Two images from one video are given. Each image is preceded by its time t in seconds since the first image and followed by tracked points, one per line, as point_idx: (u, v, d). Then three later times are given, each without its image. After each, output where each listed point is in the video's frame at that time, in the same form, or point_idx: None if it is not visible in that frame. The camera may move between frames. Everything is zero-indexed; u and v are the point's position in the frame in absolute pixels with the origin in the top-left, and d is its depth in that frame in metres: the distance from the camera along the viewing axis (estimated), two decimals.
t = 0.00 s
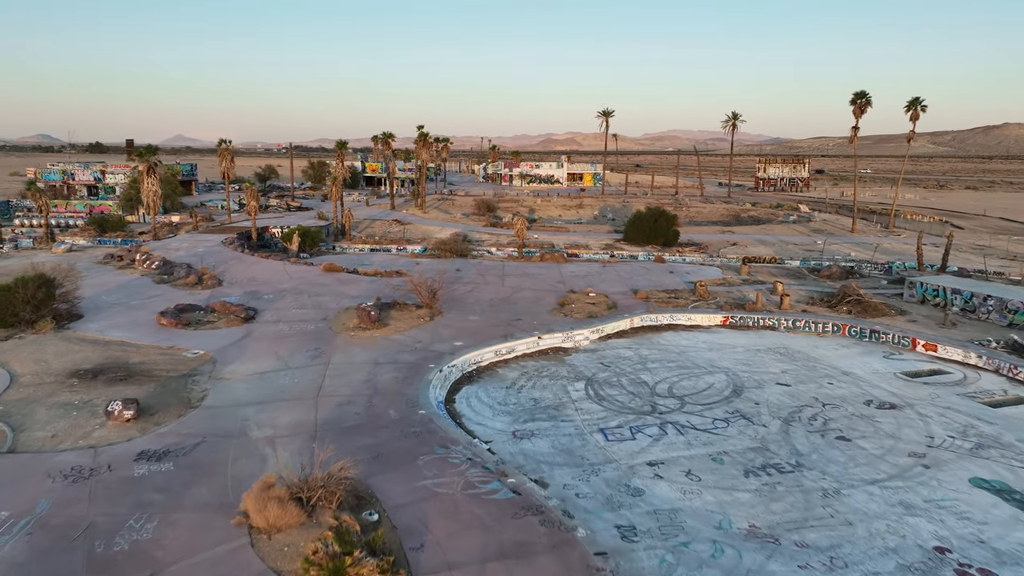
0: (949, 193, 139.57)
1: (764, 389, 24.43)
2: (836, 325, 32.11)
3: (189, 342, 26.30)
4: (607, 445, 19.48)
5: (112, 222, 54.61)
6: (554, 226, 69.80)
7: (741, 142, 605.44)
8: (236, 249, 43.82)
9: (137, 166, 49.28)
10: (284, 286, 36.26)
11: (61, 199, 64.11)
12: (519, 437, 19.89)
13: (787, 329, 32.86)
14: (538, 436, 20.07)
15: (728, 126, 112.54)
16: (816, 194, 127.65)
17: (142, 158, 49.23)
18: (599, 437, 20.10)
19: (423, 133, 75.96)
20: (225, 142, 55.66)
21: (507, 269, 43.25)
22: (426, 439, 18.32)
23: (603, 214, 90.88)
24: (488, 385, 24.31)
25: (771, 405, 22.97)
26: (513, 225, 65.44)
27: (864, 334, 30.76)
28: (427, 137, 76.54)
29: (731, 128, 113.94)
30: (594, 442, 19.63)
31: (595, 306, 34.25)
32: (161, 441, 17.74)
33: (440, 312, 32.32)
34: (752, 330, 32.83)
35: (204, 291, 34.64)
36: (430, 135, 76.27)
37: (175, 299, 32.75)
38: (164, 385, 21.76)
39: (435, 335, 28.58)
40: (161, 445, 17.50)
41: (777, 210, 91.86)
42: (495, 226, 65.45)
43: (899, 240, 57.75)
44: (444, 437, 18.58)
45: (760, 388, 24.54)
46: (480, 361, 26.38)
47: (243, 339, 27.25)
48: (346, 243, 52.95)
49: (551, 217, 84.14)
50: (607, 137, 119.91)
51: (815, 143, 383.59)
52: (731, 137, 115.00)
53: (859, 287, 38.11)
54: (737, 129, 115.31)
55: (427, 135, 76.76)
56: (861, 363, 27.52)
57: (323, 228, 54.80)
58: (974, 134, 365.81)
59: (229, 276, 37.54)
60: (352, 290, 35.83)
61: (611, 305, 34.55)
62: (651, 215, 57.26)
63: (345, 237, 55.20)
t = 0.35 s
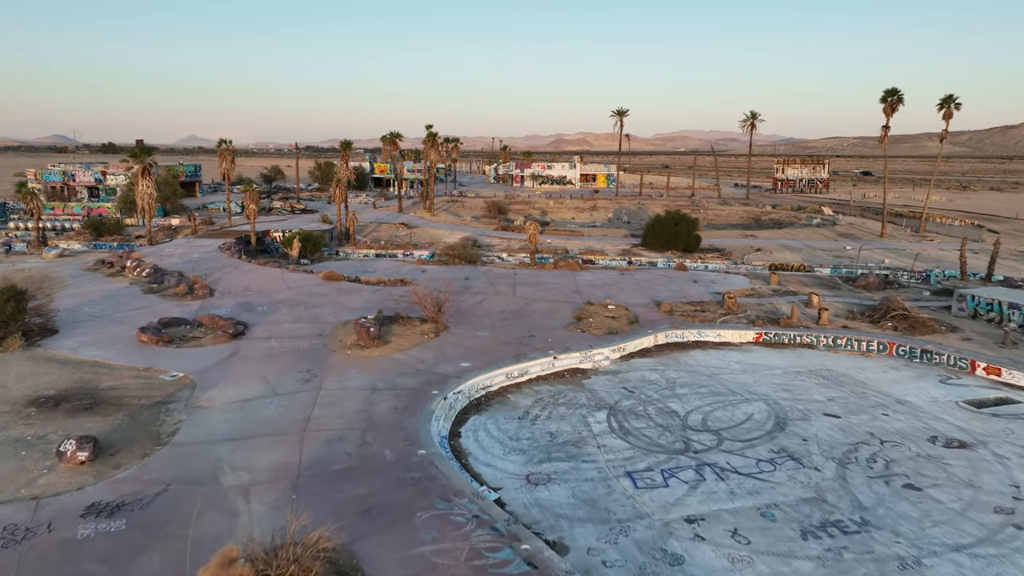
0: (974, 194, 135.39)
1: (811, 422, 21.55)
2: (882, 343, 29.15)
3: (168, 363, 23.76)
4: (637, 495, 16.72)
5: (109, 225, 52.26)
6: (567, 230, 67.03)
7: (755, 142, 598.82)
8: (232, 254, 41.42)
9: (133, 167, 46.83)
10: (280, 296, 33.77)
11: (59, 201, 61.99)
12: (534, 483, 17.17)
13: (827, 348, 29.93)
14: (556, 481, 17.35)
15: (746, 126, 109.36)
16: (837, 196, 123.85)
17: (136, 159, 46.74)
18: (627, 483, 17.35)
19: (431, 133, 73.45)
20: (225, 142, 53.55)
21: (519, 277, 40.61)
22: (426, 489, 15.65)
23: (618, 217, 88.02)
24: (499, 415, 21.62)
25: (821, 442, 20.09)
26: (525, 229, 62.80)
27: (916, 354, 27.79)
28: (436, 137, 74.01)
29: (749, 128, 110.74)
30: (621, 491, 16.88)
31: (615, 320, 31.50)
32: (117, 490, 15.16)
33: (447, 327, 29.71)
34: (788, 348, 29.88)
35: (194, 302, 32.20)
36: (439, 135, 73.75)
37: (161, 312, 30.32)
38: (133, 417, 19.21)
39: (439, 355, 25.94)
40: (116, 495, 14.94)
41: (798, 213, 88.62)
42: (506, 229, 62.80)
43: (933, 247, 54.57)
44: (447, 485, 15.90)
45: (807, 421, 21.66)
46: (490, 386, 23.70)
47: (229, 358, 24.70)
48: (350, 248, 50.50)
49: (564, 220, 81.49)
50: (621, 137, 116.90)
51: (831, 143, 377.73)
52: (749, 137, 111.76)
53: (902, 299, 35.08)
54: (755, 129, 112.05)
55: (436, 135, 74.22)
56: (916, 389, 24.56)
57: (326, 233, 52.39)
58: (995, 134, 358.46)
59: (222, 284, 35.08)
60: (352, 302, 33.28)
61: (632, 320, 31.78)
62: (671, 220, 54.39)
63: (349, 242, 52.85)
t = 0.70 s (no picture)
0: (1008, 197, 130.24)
1: (875, 466, 18.61)
2: (943, 367, 26.05)
3: (148, 386, 21.40)
4: (680, 564, 13.97)
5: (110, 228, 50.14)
6: (585, 234, 64.17)
7: (775, 142, 590.22)
8: (232, 261, 39.13)
9: (132, 168, 44.44)
10: (279, 308, 31.36)
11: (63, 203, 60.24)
12: (556, 546, 14.48)
13: (880, 371, 26.88)
14: (582, 542, 14.64)
15: (771, 125, 105.57)
16: (865, 198, 119.54)
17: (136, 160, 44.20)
18: (666, 546, 14.60)
19: (445, 133, 70.96)
20: (229, 142, 51.52)
21: (536, 287, 37.93)
22: (427, 558, 13.03)
23: (638, 220, 84.96)
24: (514, 453, 18.95)
25: (893, 493, 17.14)
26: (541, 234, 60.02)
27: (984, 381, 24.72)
28: (449, 137, 71.50)
29: (773, 128, 106.98)
30: (659, 558, 14.14)
31: (642, 338, 28.75)
32: (59, 556, 12.71)
33: (457, 344, 27.15)
34: (836, 372, 26.82)
35: (186, 314, 29.85)
36: (453, 135, 71.23)
37: (149, 325, 27.99)
38: (95, 456, 16.77)
39: (448, 379, 23.30)
40: (56, 564, 12.48)
41: (826, 217, 84.91)
42: (521, 234, 60.07)
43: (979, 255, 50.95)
44: (453, 553, 13.25)
45: (871, 465, 18.69)
46: (504, 417, 21.05)
47: (216, 381, 22.29)
48: (358, 254, 48.08)
49: (581, 223, 78.63)
50: (640, 137, 113.64)
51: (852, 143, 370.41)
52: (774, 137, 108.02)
53: (960, 315, 31.86)
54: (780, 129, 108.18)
55: (449, 134, 71.71)
56: (992, 424, 21.50)
57: (334, 237, 50.05)
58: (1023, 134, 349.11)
59: (218, 294, 32.73)
60: (356, 315, 30.77)
61: (661, 338, 28.94)
62: (696, 225, 51.36)
63: (358, 246, 50.54)
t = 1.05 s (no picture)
0: None
1: (966, 528, 15.58)
2: (1023, 398, 22.93)
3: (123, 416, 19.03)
4: None
5: (113, 232, 48.28)
6: (607, 239, 61.28)
7: (797, 142, 580.30)
8: (234, 268, 36.91)
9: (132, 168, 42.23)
10: (278, 322, 28.98)
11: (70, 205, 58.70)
12: None
13: (947, 402, 23.74)
14: None
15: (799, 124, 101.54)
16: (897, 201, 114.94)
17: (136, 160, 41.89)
18: None
19: (461, 133, 68.46)
20: (236, 142, 49.42)
21: (557, 299, 35.21)
22: None
23: (660, 224, 81.82)
24: (534, 505, 16.25)
25: (994, 567, 14.12)
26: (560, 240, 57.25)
27: None
28: (465, 137, 68.97)
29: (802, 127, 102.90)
30: None
31: (675, 361, 25.94)
32: None
33: (471, 367, 24.53)
34: (897, 401, 23.74)
35: (178, 328, 27.61)
36: (469, 135, 68.71)
37: (137, 341, 25.78)
38: (45, 509, 14.45)
39: (459, 410, 20.64)
40: None
41: (860, 222, 80.98)
42: (540, 239, 57.34)
43: None
44: None
45: (961, 527, 15.66)
46: (522, 457, 18.34)
47: (200, 409, 19.87)
48: (368, 260, 45.70)
49: (602, 227, 75.66)
50: (663, 137, 110.29)
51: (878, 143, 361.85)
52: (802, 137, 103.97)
53: None
54: (809, 128, 104.01)
55: (466, 135, 69.20)
56: None
57: (344, 243, 47.74)
58: None
59: (215, 306, 30.47)
60: (361, 331, 28.26)
61: (696, 362, 26.06)
62: (727, 231, 48.21)
63: (369, 252, 48.23)
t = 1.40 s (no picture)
0: None
1: None
2: None
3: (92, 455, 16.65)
4: None
5: (119, 236, 46.51)
6: (633, 244, 58.28)
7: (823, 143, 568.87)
8: (238, 276, 34.76)
9: (136, 170, 40.15)
10: (280, 338, 26.62)
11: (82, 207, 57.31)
12: None
13: None
14: None
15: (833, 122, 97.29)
16: (935, 203, 109.96)
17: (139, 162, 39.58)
18: None
19: (480, 133, 65.93)
20: (246, 143, 47.42)
21: (583, 314, 32.43)
22: None
23: (687, 228, 78.58)
24: None
25: None
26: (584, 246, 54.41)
27: None
28: (485, 137, 66.42)
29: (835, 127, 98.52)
30: None
31: (719, 389, 23.04)
32: None
33: (488, 395, 21.89)
34: (979, 441, 20.56)
35: (171, 344, 25.38)
36: (489, 135, 66.15)
37: (124, 360, 23.57)
38: None
39: (474, 449, 17.99)
40: None
41: (899, 226, 76.80)
42: (562, 244, 54.53)
43: None
44: None
45: None
46: (548, 513, 15.60)
47: (181, 447, 17.45)
48: (382, 267, 43.32)
49: (627, 231, 72.60)
50: (689, 137, 106.68)
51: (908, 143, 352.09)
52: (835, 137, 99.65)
53: None
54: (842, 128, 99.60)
55: (485, 135, 66.67)
56: None
57: (356, 249, 45.51)
58: None
59: (213, 319, 28.23)
60: (368, 350, 25.77)
61: (742, 391, 23.11)
62: (766, 238, 45.17)
63: (383, 259, 45.92)
